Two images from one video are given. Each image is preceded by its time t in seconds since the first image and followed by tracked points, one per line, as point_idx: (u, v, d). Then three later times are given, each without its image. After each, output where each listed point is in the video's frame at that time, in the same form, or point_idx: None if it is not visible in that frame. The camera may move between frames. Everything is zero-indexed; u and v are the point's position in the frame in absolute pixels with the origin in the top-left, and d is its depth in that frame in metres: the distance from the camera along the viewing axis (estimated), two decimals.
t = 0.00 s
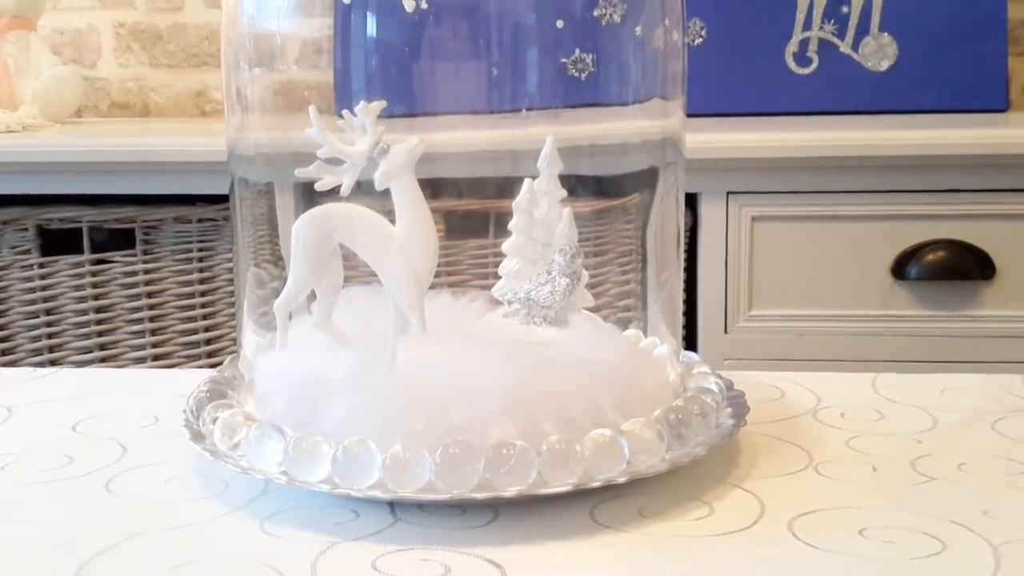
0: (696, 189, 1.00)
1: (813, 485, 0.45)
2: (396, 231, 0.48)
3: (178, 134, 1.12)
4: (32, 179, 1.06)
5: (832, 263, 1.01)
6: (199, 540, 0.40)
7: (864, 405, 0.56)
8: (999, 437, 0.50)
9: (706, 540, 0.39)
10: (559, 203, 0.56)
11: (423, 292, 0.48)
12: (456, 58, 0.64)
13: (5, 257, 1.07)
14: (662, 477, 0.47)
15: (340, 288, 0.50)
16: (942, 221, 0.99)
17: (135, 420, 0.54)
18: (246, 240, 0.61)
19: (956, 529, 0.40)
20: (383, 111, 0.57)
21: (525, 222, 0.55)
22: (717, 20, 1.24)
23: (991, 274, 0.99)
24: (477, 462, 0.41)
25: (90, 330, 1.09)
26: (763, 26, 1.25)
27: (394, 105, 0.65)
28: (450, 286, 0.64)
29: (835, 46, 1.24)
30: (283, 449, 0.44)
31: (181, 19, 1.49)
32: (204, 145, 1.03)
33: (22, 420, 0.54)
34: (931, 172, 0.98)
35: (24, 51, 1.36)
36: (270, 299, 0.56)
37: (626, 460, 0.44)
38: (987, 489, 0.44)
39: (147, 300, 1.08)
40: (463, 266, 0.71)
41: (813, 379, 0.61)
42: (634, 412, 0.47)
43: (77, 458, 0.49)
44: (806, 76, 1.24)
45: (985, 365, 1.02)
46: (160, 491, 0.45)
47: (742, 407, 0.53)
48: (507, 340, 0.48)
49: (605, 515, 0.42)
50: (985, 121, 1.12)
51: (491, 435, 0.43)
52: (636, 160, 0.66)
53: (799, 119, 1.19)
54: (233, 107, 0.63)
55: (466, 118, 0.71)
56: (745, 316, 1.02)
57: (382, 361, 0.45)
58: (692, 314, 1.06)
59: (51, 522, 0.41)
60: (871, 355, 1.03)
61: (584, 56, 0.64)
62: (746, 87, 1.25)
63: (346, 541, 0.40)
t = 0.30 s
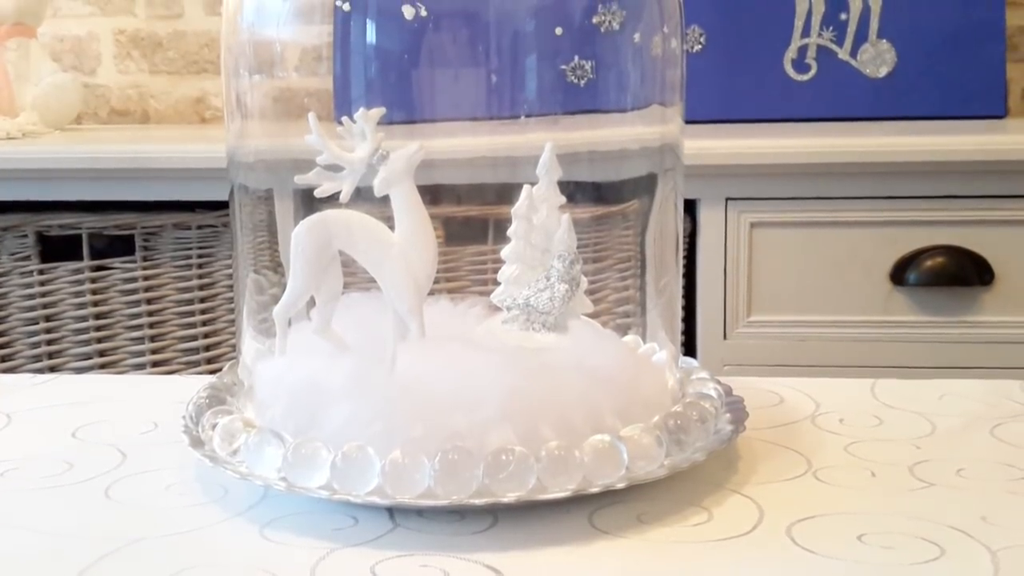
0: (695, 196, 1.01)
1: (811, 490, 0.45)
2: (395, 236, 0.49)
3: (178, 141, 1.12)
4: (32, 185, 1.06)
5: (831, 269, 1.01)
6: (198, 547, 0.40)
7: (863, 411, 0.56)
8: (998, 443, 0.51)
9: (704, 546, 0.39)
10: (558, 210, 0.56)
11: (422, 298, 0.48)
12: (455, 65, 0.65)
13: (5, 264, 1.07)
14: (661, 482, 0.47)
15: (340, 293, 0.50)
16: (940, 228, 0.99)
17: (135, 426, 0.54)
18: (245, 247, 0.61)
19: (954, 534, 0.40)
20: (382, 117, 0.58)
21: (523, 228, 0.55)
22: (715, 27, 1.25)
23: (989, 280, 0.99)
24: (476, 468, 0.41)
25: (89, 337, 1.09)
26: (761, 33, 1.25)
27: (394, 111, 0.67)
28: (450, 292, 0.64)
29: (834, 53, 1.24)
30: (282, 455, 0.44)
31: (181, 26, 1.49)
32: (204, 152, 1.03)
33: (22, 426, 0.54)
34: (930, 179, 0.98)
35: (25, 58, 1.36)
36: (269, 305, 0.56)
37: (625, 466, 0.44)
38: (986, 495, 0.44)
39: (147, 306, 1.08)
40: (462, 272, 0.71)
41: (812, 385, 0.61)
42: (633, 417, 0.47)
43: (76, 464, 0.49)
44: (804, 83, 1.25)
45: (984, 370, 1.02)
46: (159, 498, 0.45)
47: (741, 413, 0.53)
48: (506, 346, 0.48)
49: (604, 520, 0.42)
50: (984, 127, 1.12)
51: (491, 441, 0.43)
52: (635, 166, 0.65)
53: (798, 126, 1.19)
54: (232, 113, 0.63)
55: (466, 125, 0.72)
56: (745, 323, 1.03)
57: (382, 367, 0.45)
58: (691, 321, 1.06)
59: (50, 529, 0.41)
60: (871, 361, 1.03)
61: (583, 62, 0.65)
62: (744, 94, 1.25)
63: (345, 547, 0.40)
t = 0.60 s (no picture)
0: (694, 222, 1.01)
1: (810, 517, 0.45)
2: (395, 263, 0.49)
3: (180, 168, 1.13)
4: (34, 213, 1.06)
5: (830, 295, 1.02)
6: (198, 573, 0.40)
7: (862, 438, 0.56)
8: (997, 469, 0.51)
9: (704, 573, 0.40)
10: (558, 236, 0.56)
11: (422, 325, 0.49)
12: (455, 93, 0.67)
13: (6, 291, 1.08)
14: (660, 509, 0.47)
15: (341, 318, 0.51)
16: (939, 254, 1.00)
17: (136, 453, 0.55)
18: (247, 274, 0.61)
19: (953, 560, 0.40)
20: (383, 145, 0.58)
21: (523, 254, 0.55)
22: (713, 54, 1.26)
23: (987, 306, 1.00)
24: (476, 494, 0.42)
25: (90, 364, 1.09)
26: (758, 61, 1.26)
27: (395, 138, 0.68)
28: (449, 319, 0.65)
29: (832, 80, 1.25)
30: (283, 482, 0.44)
31: (183, 54, 1.51)
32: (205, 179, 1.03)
33: (23, 453, 0.55)
34: (927, 206, 0.99)
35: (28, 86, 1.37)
36: (270, 332, 0.56)
37: (624, 493, 0.44)
38: (985, 521, 0.44)
39: (147, 333, 1.08)
40: (462, 298, 0.72)
41: (811, 411, 0.62)
42: (633, 443, 0.47)
43: (78, 491, 0.49)
44: (802, 110, 1.26)
45: (984, 397, 1.02)
46: (160, 525, 0.45)
47: (741, 439, 0.52)
48: (506, 373, 0.49)
49: (604, 547, 0.42)
50: (980, 154, 1.13)
51: (490, 468, 0.43)
52: (634, 193, 0.67)
53: (795, 153, 1.20)
54: (234, 141, 0.64)
55: (466, 152, 0.73)
56: (744, 349, 1.03)
57: (382, 394, 0.46)
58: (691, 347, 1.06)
59: (52, 556, 0.42)
60: (870, 387, 1.03)
61: (582, 90, 0.66)
62: (742, 121, 1.26)
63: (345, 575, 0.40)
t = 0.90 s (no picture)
0: (693, 253, 1.02)
1: (810, 548, 0.45)
2: (396, 294, 0.49)
3: (183, 200, 1.13)
4: (37, 245, 1.07)
5: (829, 326, 1.02)
6: None
7: (862, 469, 0.56)
8: (996, 500, 0.51)
9: None
10: (558, 268, 0.57)
11: (423, 356, 0.49)
12: (456, 126, 0.69)
13: (9, 322, 1.08)
14: (661, 540, 0.47)
15: (342, 351, 0.51)
16: (937, 285, 1.00)
17: (138, 484, 0.55)
18: (251, 306, 0.62)
19: None
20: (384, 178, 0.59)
21: (523, 286, 0.55)
22: (711, 87, 1.28)
23: (986, 337, 1.00)
24: (477, 524, 0.42)
25: (91, 396, 1.09)
26: (756, 94, 1.28)
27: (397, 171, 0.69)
28: (450, 350, 0.65)
29: (829, 112, 1.27)
30: (284, 512, 0.44)
31: (186, 87, 1.52)
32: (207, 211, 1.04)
33: (26, 484, 0.55)
34: (925, 237, 0.99)
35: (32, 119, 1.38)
36: (272, 363, 0.57)
37: (625, 523, 0.44)
38: (984, 552, 0.44)
39: (149, 365, 1.09)
40: (463, 329, 0.72)
41: (810, 443, 0.62)
42: (633, 474, 0.48)
43: (80, 522, 0.49)
44: (799, 143, 1.27)
45: (985, 428, 1.02)
46: (162, 556, 0.45)
47: (741, 470, 0.53)
48: (507, 403, 0.49)
49: None
50: (978, 186, 1.14)
51: (491, 498, 0.43)
52: (633, 225, 0.67)
53: (793, 184, 1.21)
54: (239, 174, 0.65)
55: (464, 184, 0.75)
56: (745, 380, 1.03)
57: (383, 425, 0.46)
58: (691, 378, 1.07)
59: None
60: (871, 418, 1.03)
61: (582, 122, 0.66)
62: (740, 153, 1.28)
63: None
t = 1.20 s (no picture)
0: (692, 285, 1.02)
1: None
2: (396, 325, 0.50)
3: (184, 232, 1.14)
4: (39, 277, 1.07)
5: (828, 357, 1.02)
6: None
7: (862, 500, 0.56)
8: (995, 530, 0.51)
9: None
10: (558, 299, 0.57)
11: (424, 386, 0.49)
12: (456, 157, 0.71)
13: (10, 355, 1.08)
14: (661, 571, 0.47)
15: (343, 382, 0.52)
16: (936, 316, 1.01)
17: (138, 515, 0.55)
18: (252, 338, 0.62)
19: None
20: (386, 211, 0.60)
21: (524, 317, 0.56)
22: (709, 121, 1.29)
23: (985, 368, 1.00)
24: (477, 555, 0.42)
25: (92, 428, 1.10)
26: (754, 128, 1.29)
27: (399, 202, 0.72)
28: (450, 381, 0.66)
29: (827, 145, 1.29)
30: (284, 543, 0.44)
31: (189, 121, 1.54)
32: (208, 244, 1.05)
33: (26, 516, 0.55)
34: (923, 269, 1.00)
35: (36, 153, 1.39)
36: (274, 395, 0.57)
37: (625, 554, 0.44)
38: None
39: (149, 397, 1.09)
40: (463, 360, 0.73)
41: (809, 473, 0.62)
42: (633, 504, 0.48)
43: (81, 554, 0.49)
44: (797, 175, 1.28)
45: (985, 459, 1.02)
46: None
47: (740, 500, 0.52)
48: (506, 434, 0.49)
49: None
50: (975, 217, 1.15)
51: (491, 529, 0.43)
52: (632, 256, 0.69)
53: (792, 216, 1.22)
54: (240, 207, 0.65)
55: (465, 216, 0.76)
56: (745, 412, 1.03)
57: (383, 455, 0.46)
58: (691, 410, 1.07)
59: None
60: (871, 450, 1.03)
61: (580, 155, 0.69)
62: (738, 185, 1.28)
63: None
